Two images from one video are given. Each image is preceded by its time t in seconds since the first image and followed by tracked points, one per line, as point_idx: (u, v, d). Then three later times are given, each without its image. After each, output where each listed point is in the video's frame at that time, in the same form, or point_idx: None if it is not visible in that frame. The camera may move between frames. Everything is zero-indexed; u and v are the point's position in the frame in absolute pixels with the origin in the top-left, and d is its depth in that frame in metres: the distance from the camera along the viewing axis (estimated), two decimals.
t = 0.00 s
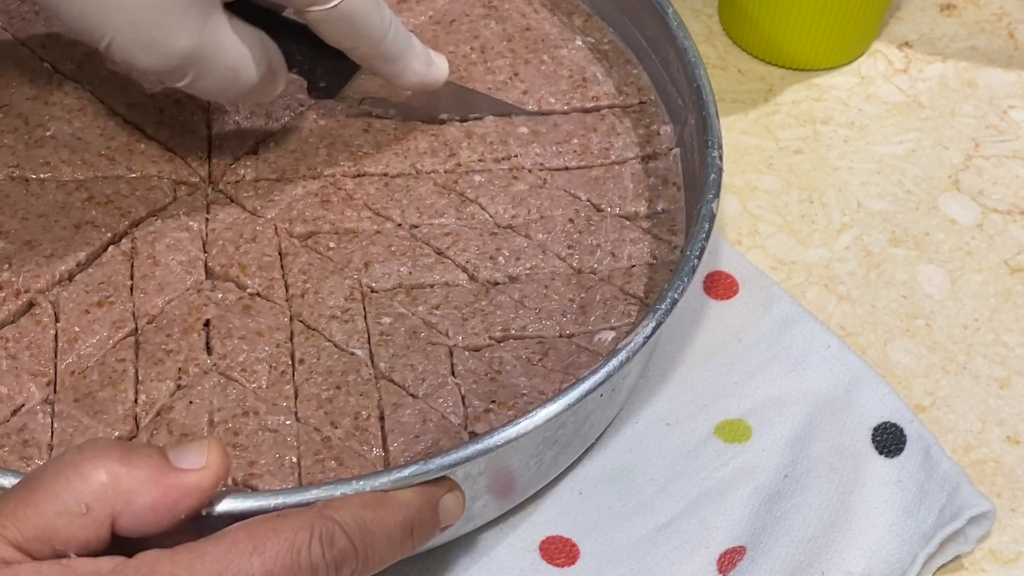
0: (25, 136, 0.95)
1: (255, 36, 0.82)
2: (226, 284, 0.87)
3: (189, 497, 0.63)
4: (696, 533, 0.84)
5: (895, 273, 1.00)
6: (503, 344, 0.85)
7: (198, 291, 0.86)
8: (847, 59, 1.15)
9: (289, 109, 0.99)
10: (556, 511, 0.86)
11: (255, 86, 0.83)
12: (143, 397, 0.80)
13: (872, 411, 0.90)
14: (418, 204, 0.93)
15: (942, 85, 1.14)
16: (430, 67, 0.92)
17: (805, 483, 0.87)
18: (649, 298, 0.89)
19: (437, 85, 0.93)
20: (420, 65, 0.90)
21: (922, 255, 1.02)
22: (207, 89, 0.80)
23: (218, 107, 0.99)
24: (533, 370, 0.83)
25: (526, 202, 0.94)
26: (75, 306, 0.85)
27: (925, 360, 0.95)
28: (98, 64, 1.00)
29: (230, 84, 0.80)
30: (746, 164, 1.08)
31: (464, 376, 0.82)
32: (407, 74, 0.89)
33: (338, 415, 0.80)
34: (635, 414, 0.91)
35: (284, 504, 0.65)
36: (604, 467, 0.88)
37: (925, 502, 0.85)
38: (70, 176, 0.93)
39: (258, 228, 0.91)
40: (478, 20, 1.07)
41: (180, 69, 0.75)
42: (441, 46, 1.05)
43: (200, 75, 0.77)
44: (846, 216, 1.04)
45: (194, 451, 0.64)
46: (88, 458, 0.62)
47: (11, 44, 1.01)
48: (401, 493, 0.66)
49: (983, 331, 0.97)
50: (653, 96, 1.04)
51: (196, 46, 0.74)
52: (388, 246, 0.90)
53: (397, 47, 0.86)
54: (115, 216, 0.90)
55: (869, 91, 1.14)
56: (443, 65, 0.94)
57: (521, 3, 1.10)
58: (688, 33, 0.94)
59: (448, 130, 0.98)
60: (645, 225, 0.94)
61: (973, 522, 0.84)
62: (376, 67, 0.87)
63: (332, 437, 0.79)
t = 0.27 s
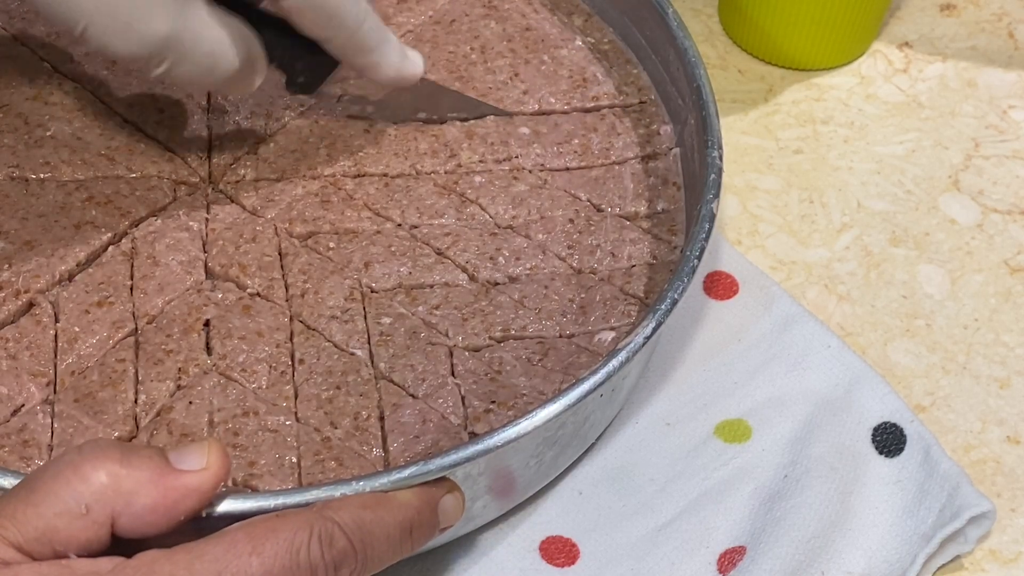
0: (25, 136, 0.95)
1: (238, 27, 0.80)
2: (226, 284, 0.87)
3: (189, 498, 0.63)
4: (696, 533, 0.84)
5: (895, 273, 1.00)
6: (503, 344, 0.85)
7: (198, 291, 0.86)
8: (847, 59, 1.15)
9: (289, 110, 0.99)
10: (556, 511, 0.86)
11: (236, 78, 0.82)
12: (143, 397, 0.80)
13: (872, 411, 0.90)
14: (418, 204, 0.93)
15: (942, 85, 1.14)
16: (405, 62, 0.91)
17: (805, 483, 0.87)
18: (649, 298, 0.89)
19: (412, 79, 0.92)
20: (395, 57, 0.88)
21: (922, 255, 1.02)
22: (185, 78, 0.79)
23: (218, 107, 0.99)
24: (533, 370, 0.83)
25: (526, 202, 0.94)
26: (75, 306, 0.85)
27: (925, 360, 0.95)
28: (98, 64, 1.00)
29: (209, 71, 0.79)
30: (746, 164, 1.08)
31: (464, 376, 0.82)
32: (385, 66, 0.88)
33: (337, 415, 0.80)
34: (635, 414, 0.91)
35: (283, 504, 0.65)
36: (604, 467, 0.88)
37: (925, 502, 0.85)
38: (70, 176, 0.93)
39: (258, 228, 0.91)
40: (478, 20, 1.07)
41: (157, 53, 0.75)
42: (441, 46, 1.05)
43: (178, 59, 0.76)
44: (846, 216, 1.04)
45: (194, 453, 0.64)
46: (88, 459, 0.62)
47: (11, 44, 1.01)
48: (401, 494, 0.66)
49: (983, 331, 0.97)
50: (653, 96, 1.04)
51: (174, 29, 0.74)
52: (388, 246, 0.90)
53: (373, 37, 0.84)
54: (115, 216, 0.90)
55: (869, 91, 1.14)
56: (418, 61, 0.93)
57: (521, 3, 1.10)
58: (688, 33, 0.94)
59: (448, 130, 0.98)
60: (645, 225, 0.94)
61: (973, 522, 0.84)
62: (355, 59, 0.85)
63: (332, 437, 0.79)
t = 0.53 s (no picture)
0: (25, 136, 0.95)
1: None
2: (226, 284, 0.87)
3: (189, 500, 0.63)
4: (696, 533, 0.84)
5: (895, 273, 1.00)
6: (503, 344, 0.85)
7: (198, 291, 0.86)
8: (847, 59, 1.15)
9: (289, 110, 0.99)
10: (556, 511, 0.86)
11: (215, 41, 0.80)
12: (143, 397, 0.80)
13: (872, 411, 0.90)
14: (418, 204, 0.93)
15: (942, 85, 1.14)
16: (383, 49, 0.93)
17: (805, 483, 0.87)
18: (649, 298, 0.89)
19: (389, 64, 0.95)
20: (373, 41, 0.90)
21: (922, 255, 1.02)
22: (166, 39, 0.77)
23: (218, 107, 0.99)
24: (533, 370, 0.83)
25: (527, 202, 0.94)
26: (75, 306, 0.85)
27: (925, 360, 0.95)
28: (98, 64, 1.00)
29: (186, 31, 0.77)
30: (746, 164, 1.08)
31: (464, 376, 0.82)
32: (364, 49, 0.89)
33: (338, 415, 0.80)
34: (635, 414, 0.91)
35: (283, 505, 0.65)
36: (604, 467, 0.88)
37: (925, 502, 0.85)
38: (70, 176, 0.93)
39: (258, 228, 0.91)
40: (478, 20, 1.07)
41: (133, 17, 0.72)
42: (440, 46, 1.05)
43: (155, 21, 0.74)
44: (846, 216, 1.04)
45: (194, 455, 0.64)
46: (89, 460, 0.62)
47: (11, 44, 1.01)
48: (400, 494, 0.66)
49: (983, 331, 0.97)
50: (653, 96, 1.04)
51: None
52: (388, 246, 0.90)
53: (358, 20, 0.84)
54: (115, 216, 0.90)
55: (869, 91, 1.14)
56: (391, 47, 0.96)
57: (521, 3, 1.10)
58: (688, 33, 0.94)
59: (448, 130, 0.98)
60: (645, 225, 0.94)
61: (973, 522, 0.84)
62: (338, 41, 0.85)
63: (332, 437, 0.79)
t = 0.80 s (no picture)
0: (25, 136, 0.95)
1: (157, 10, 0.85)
2: (226, 284, 0.87)
3: (189, 500, 0.63)
4: (696, 533, 0.84)
5: (896, 273, 1.00)
6: (503, 344, 0.85)
7: (198, 291, 0.86)
8: (847, 59, 1.15)
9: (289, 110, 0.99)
10: (557, 511, 0.86)
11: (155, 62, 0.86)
12: (143, 397, 0.80)
13: (872, 411, 0.90)
14: (418, 204, 0.93)
15: (942, 85, 1.14)
16: (338, 32, 0.96)
17: (805, 483, 0.87)
18: (649, 298, 0.89)
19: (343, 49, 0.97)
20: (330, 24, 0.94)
21: (922, 255, 1.02)
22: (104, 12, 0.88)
23: (218, 107, 0.99)
24: (533, 370, 0.83)
25: (527, 202, 0.94)
26: (75, 306, 0.85)
27: (926, 360, 0.95)
28: (98, 64, 1.00)
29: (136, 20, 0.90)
30: (746, 164, 1.08)
31: (464, 376, 0.82)
32: (317, 33, 0.93)
33: (338, 415, 0.80)
34: (635, 414, 0.91)
35: (283, 505, 0.65)
36: (604, 467, 0.88)
37: (926, 502, 0.85)
38: (70, 176, 0.93)
39: (258, 228, 0.91)
40: (478, 20, 1.07)
41: None
42: (440, 46, 1.05)
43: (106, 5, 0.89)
44: (846, 216, 1.04)
45: (194, 455, 0.64)
46: (89, 460, 0.62)
47: (11, 45, 1.01)
48: (400, 495, 0.66)
49: (983, 331, 0.97)
50: (653, 96, 1.04)
51: None
52: (388, 246, 0.90)
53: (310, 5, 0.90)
54: (115, 216, 0.90)
55: (869, 91, 1.14)
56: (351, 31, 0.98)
57: (521, 3, 1.10)
58: (688, 33, 0.94)
59: (448, 130, 0.98)
60: (645, 225, 0.94)
61: (973, 522, 0.84)
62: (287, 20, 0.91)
63: (331, 437, 0.79)
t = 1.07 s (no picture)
0: (25, 136, 0.95)
1: None
2: (226, 284, 0.87)
3: (189, 500, 0.63)
4: (696, 532, 0.84)
5: (895, 273, 1.00)
6: (503, 344, 0.85)
7: (198, 291, 0.86)
8: (847, 59, 1.15)
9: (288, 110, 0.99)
10: (557, 511, 0.86)
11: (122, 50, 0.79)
12: (143, 397, 0.80)
13: (872, 411, 0.90)
14: (418, 205, 0.93)
15: (942, 85, 1.14)
16: (300, 49, 0.88)
17: (805, 483, 0.87)
18: (649, 298, 0.89)
19: (307, 64, 0.90)
20: (290, 42, 0.86)
21: (922, 255, 1.02)
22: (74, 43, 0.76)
23: (218, 107, 0.99)
24: (533, 370, 0.83)
25: (526, 202, 0.94)
26: (75, 306, 0.85)
27: (925, 360, 0.95)
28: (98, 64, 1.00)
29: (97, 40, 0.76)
30: (746, 164, 1.08)
31: (464, 376, 0.82)
32: (278, 49, 0.86)
33: (337, 415, 0.80)
34: (635, 414, 0.91)
35: (283, 505, 0.65)
36: (604, 467, 0.88)
37: (926, 502, 0.85)
38: (70, 176, 0.93)
39: (258, 229, 0.91)
40: (478, 20, 1.07)
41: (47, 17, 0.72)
42: (441, 46, 1.05)
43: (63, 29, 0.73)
44: (846, 216, 1.04)
45: (194, 456, 0.64)
46: (89, 460, 0.62)
47: (12, 45, 1.01)
48: (400, 495, 0.66)
49: (983, 331, 0.97)
50: (653, 96, 1.04)
51: None
52: (388, 246, 0.90)
53: (271, 18, 0.82)
54: (115, 216, 0.90)
55: (869, 91, 1.14)
56: (312, 48, 0.91)
57: (521, 3, 1.10)
58: (688, 33, 0.94)
59: (448, 130, 0.98)
60: (645, 225, 0.94)
61: (973, 522, 0.84)
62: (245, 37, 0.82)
63: (331, 437, 0.79)
